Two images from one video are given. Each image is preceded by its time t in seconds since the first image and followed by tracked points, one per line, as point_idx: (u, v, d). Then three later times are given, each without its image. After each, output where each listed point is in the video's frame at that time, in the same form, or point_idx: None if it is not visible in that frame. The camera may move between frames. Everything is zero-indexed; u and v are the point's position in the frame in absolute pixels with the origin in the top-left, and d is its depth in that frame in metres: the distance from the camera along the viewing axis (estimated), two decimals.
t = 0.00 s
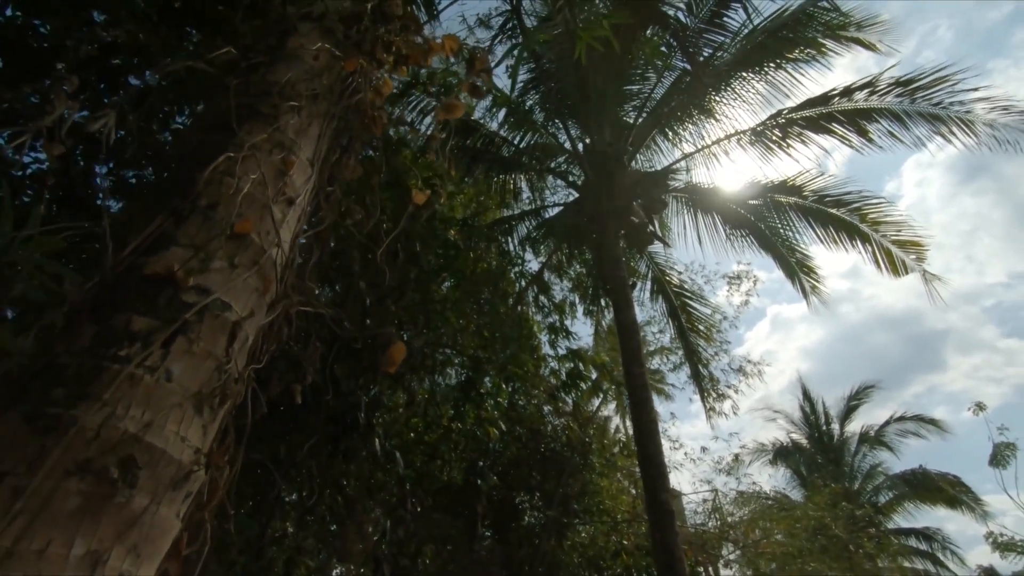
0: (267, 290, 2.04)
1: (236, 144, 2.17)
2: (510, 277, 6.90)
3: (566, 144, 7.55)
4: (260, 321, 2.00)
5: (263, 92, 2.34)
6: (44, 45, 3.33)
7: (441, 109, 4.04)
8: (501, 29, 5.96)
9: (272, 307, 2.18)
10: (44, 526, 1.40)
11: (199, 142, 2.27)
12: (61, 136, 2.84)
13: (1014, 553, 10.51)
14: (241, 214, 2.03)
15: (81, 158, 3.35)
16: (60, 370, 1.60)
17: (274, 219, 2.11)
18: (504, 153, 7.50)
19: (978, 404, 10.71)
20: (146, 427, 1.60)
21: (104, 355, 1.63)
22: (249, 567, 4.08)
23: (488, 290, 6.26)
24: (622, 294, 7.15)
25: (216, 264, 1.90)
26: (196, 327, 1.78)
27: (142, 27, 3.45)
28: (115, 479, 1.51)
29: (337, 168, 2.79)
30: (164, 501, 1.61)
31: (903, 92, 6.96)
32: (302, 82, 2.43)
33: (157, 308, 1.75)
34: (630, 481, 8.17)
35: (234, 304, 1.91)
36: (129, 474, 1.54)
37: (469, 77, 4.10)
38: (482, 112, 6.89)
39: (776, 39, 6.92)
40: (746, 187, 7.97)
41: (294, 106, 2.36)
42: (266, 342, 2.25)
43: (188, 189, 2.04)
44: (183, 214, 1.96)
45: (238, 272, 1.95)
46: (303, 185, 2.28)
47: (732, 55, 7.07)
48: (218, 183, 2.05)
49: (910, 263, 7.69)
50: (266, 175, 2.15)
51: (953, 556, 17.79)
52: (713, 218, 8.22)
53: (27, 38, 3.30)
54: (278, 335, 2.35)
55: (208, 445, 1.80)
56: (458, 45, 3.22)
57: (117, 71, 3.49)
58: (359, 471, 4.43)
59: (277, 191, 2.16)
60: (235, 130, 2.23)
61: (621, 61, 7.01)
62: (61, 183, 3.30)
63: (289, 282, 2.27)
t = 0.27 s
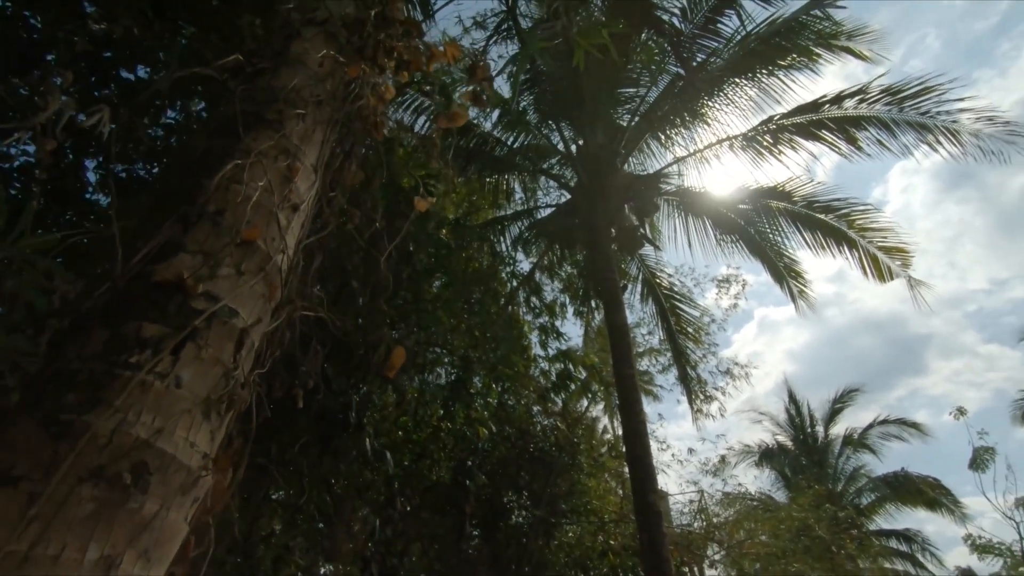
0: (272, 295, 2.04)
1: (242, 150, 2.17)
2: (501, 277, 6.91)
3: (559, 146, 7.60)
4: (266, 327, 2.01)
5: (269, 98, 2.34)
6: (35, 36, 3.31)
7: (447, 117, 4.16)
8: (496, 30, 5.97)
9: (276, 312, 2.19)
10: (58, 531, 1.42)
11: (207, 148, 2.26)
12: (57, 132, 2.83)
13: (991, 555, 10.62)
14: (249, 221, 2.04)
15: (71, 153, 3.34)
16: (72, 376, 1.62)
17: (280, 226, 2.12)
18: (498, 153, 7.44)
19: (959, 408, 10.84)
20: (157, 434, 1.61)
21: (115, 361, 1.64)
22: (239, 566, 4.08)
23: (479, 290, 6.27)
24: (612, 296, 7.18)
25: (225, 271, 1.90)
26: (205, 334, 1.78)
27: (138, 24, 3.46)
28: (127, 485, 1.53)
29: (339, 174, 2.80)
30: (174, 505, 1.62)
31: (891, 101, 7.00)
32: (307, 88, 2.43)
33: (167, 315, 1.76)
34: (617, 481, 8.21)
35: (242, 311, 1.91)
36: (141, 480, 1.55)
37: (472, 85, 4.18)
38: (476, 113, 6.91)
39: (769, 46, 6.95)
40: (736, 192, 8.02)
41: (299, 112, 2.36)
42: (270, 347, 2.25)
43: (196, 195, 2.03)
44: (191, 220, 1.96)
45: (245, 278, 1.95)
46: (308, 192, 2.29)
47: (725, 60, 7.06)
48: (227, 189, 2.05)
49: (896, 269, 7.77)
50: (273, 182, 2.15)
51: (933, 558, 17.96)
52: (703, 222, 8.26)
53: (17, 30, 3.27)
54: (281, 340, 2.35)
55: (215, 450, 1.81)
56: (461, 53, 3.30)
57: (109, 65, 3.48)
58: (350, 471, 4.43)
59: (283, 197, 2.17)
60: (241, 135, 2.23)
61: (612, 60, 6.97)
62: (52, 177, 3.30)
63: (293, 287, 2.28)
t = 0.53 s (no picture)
0: (284, 297, 2.05)
1: (256, 153, 2.18)
2: (496, 279, 6.92)
3: (557, 149, 7.62)
4: (277, 329, 2.02)
5: (281, 102, 2.35)
6: (33, 29, 3.25)
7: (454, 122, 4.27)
8: (496, 32, 6.00)
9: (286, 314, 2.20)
10: (80, 527, 1.42)
11: (220, 150, 2.27)
12: (62, 128, 2.82)
13: (976, 564, 10.65)
14: (262, 224, 2.05)
15: (67, 146, 3.33)
16: (91, 374, 1.63)
17: (292, 228, 2.13)
18: (495, 155, 7.44)
19: (947, 417, 10.92)
20: (175, 433, 1.62)
21: (133, 362, 1.65)
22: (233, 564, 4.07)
23: (475, 291, 6.28)
24: (607, 300, 7.21)
25: (240, 273, 1.91)
26: (220, 335, 1.79)
27: (140, 20, 3.46)
28: (147, 484, 1.54)
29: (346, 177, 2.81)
30: (190, 504, 1.64)
31: (885, 112, 7.05)
32: (318, 92, 2.45)
33: (184, 316, 1.77)
34: (608, 485, 8.23)
35: (255, 313, 1.92)
36: (160, 479, 1.56)
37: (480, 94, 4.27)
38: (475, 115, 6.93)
39: (767, 55, 6.97)
40: (732, 199, 8.06)
41: (311, 117, 2.38)
42: (279, 348, 2.26)
43: (210, 196, 2.04)
44: (207, 223, 1.97)
45: (259, 280, 1.96)
46: (319, 196, 2.31)
47: (724, 68, 7.08)
48: (241, 192, 2.06)
49: (888, 277, 7.81)
50: (285, 186, 2.17)
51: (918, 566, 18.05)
52: (698, 228, 8.30)
53: (16, 23, 3.21)
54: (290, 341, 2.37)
55: (228, 450, 1.82)
56: (467, 59, 3.33)
57: (107, 59, 3.47)
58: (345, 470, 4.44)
59: (295, 201, 2.18)
60: (254, 138, 2.24)
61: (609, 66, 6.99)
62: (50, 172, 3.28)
63: (302, 289, 2.29)
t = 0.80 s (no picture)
0: (293, 300, 2.05)
1: (267, 156, 2.18)
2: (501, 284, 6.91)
3: (563, 155, 7.62)
4: (286, 332, 2.02)
5: (292, 106, 2.36)
6: (45, 32, 3.28)
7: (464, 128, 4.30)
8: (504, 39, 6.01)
9: (295, 317, 2.20)
10: (88, 528, 1.44)
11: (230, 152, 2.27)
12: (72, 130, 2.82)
13: None
14: (272, 227, 2.05)
15: (77, 147, 3.32)
16: (100, 375, 1.63)
17: (303, 231, 2.13)
18: (502, 160, 7.45)
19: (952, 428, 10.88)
20: (183, 435, 1.63)
21: (143, 362, 1.65)
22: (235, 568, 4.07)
23: (479, 297, 6.28)
24: (613, 307, 7.20)
25: (249, 276, 1.91)
26: (230, 337, 1.79)
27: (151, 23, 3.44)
28: (156, 485, 1.55)
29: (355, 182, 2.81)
30: (197, 506, 1.64)
31: (892, 121, 7.04)
32: (329, 96, 2.45)
33: (194, 317, 1.77)
34: (610, 492, 8.21)
35: (264, 315, 1.92)
36: (168, 481, 1.57)
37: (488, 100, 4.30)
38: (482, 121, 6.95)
39: (773, 63, 7.01)
40: (737, 207, 8.06)
41: (321, 121, 2.38)
42: (286, 351, 2.26)
43: (221, 199, 2.04)
44: (217, 225, 1.97)
45: (268, 283, 1.96)
46: (328, 199, 2.31)
47: (730, 76, 7.10)
48: (251, 195, 2.06)
49: (895, 287, 7.79)
50: (296, 189, 2.17)
51: None
52: (704, 236, 8.29)
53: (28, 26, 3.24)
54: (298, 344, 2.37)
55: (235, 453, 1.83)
56: (477, 66, 3.34)
57: (119, 63, 3.46)
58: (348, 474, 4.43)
59: (305, 205, 2.18)
60: (265, 141, 2.24)
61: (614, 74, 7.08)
62: (61, 174, 3.29)
63: (310, 292, 2.29)
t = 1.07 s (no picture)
0: (290, 294, 2.03)
1: (266, 149, 2.17)
2: (512, 291, 6.87)
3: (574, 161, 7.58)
4: (282, 326, 2.00)
5: (293, 100, 2.35)
6: (63, 43, 3.34)
7: (467, 124, 4.54)
8: (514, 45, 6.00)
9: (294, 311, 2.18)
10: (70, 522, 1.42)
11: (229, 146, 2.27)
12: (75, 133, 2.84)
13: None
14: (269, 220, 2.03)
15: (93, 155, 3.34)
16: (90, 367, 1.62)
17: (301, 225, 2.11)
18: (511, 167, 7.48)
19: (975, 437, 10.63)
20: (172, 428, 1.61)
21: (133, 354, 1.63)
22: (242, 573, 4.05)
23: (490, 303, 6.25)
24: (624, 314, 7.15)
25: (244, 268, 1.89)
26: (223, 330, 1.77)
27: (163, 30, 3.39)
28: (141, 480, 1.53)
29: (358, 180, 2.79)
30: (186, 502, 1.62)
31: (909, 123, 6.98)
32: (330, 91, 2.44)
33: (186, 309, 1.75)
34: (623, 501, 8.14)
35: (259, 309, 1.90)
36: (155, 475, 1.55)
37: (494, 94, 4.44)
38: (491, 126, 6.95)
39: (785, 67, 6.95)
40: (749, 211, 7.99)
41: (321, 114, 2.37)
42: (284, 347, 2.24)
43: (218, 191, 2.03)
44: (213, 217, 1.96)
45: (265, 276, 1.94)
46: (328, 193, 2.29)
47: (741, 80, 7.07)
48: (248, 187, 2.05)
49: (912, 292, 7.69)
50: (294, 182, 2.15)
51: None
52: (716, 240, 8.24)
53: (46, 36, 3.32)
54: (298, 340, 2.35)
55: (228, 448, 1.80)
56: (482, 62, 3.32)
57: (134, 71, 3.51)
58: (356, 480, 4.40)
59: (303, 198, 2.16)
60: (265, 134, 2.23)
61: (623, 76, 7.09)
62: (73, 180, 3.30)
63: (310, 287, 2.27)
